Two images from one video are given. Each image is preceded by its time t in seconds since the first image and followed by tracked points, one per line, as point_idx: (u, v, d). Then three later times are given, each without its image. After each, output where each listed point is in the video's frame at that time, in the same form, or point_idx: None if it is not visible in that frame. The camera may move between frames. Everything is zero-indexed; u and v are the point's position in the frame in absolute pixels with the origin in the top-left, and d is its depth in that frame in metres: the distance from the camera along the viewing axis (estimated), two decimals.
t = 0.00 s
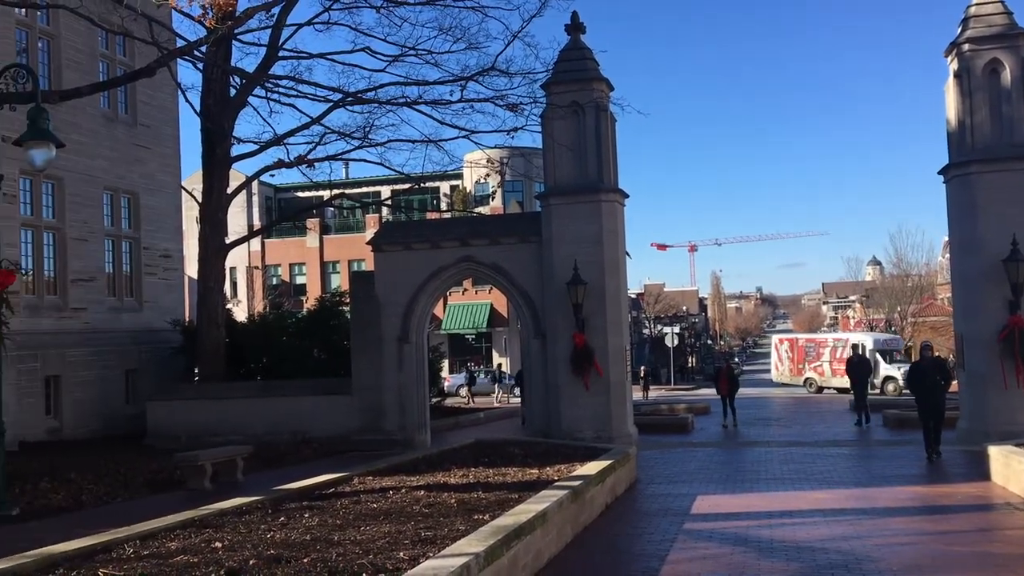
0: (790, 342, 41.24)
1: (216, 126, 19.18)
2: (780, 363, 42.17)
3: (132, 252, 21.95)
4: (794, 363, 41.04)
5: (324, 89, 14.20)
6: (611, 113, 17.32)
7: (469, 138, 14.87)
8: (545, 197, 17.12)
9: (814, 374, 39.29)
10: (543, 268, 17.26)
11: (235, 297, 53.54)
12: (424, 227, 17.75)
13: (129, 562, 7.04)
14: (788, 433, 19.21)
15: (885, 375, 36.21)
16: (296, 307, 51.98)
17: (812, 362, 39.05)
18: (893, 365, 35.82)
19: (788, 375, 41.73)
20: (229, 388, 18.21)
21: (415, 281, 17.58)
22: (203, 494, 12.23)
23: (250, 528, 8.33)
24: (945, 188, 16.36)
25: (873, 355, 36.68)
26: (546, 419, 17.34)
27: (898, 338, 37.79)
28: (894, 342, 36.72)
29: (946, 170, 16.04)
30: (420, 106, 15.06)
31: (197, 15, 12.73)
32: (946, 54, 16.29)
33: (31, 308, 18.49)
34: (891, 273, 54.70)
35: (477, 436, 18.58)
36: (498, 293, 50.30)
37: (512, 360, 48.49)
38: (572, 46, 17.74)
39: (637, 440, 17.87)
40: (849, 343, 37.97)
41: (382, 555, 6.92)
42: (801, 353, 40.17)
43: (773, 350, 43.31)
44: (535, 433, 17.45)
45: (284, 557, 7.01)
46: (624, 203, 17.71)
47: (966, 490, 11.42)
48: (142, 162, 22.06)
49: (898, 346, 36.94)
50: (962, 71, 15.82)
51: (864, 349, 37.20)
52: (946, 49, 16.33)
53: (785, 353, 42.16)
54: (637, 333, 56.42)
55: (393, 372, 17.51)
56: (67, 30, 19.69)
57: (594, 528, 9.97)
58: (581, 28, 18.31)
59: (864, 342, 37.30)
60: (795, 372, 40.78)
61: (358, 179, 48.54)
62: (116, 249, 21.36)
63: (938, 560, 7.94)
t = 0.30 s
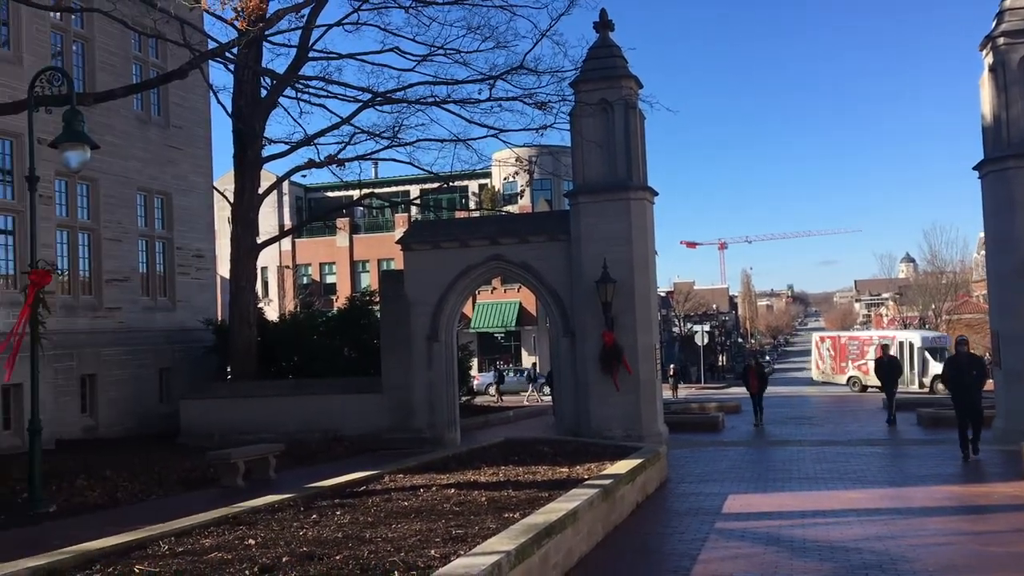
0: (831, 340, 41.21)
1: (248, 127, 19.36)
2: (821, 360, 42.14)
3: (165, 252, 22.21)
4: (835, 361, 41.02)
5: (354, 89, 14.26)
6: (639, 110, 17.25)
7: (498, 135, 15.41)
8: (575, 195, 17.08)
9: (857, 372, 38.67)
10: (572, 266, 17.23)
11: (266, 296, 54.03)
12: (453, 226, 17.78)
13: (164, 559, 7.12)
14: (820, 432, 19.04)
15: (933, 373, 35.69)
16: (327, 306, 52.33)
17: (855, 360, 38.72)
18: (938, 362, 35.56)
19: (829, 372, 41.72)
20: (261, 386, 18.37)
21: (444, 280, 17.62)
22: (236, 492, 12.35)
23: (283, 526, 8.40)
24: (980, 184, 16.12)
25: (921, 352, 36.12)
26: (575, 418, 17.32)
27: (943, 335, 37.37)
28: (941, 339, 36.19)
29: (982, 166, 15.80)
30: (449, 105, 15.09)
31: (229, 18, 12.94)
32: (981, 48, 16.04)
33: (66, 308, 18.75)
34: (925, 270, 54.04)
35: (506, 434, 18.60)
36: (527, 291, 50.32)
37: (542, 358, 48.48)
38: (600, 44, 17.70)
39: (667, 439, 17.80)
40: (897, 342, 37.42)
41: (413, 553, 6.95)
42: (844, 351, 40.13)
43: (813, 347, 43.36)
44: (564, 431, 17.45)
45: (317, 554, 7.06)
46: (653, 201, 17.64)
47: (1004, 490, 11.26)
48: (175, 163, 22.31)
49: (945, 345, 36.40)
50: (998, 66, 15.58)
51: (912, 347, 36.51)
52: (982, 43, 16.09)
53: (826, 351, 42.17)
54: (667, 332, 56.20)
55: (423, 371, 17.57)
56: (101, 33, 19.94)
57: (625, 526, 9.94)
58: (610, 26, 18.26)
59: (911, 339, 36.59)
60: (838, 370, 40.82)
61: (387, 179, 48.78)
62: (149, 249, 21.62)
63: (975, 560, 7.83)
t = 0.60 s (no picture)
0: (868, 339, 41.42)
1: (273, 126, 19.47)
2: (858, 358, 42.34)
3: (192, 252, 22.40)
4: (872, 359, 41.07)
5: (378, 89, 14.30)
6: (664, 107, 17.17)
7: (521, 133, 16.36)
8: (598, 193, 17.04)
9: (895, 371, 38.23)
10: (596, 264, 17.19)
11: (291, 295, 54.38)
12: (477, 224, 17.79)
13: (192, 556, 7.18)
14: (848, 431, 18.87)
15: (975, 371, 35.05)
16: (351, 305, 52.56)
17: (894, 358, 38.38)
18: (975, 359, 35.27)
19: (865, 370, 41.85)
20: (287, 385, 18.48)
21: (468, 279, 17.62)
22: (263, 489, 12.44)
23: (309, 523, 8.44)
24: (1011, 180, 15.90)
25: (963, 351, 35.61)
26: (600, 416, 17.28)
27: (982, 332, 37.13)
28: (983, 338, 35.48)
29: (1012, 162, 15.58)
30: (472, 104, 15.09)
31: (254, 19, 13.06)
32: (1012, 42, 15.82)
33: (96, 307, 18.96)
34: (953, 267, 53.43)
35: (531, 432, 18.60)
36: (551, 289, 50.27)
37: (565, 356, 48.43)
38: (624, 41, 17.64)
39: (693, 438, 17.72)
40: (937, 340, 36.89)
41: (439, 550, 6.96)
42: (880, 349, 40.28)
43: (849, 344, 43.54)
44: (589, 430, 17.41)
45: (343, 552, 7.08)
46: (678, 199, 17.55)
47: None
48: (201, 163, 22.49)
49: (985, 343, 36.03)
50: None
51: (953, 346, 36.03)
52: (1012, 36, 15.86)
53: (862, 349, 42.24)
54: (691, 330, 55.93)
55: (447, 369, 17.59)
56: (128, 34, 20.13)
57: (650, 525, 9.90)
58: (634, 23, 18.19)
59: (954, 337, 36.01)
60: (874, 368, 40.92)
61: (411, 178, 48.93)
62: (176, 248, 21.81)
63: (1007, 560, 7.73)
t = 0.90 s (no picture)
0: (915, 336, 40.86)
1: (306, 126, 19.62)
2: (904, 356, 41.98)
3: (226, 251, 22.64)
4: (920, 357, 40.67)
5: (409, 88, 14.35)
6: (695, 103, 17.09)
7: (552, 131, 14.77)
8: (629, 190, 16.98)
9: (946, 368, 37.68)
10: (627, 261, 17.12)
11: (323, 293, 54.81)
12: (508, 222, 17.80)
13: (228, 552, 7.27)
14: (883, 429, 18.67)
15: None
16: (383, 303, 52.85)
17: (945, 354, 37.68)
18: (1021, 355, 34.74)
19: (912, 367, 41.46)
20: (319, 382, 18.61)
21: (499, 277, 17.63)
22: (297, 485, 12.55)
23: (343, 520, 8.50)
24: None
25: (1017, 346, 34.91)
26: (631, 414, 17.22)
27: None
28: None
29: None
30: (502, 102, 15.09)
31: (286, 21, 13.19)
32: None
33: (132, 306, 19.22)
34: (991, 263, 52.62)
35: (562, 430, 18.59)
36: (582, 287, 50.19)
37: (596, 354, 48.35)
38: (654, 37, 17.57)
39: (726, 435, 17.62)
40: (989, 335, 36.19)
41: (471, 548, 6.98)
42: (928, 347, 39.91)
43: (895, 341, 43.23)
44: (619, 428, 17.35)
45: (377, 548, 7.13)
46: (709, 195, 17.45)
47: None
48: (235, 163, 22.72)
49: None
50: None
51: (1006, 342, 35.47)
52: None
53: (909, 346, 41.87)
54: (723, 327, 55.61)
55: (478, 366, 17.62)
56: (162, 36, 20.38)
57: (683, 524, 9.86)
58: (664, 19, 18.10)
59: (1006, 334, 35.44)
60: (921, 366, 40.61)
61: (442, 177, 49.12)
62: (211, 248, 22.05)
63: None
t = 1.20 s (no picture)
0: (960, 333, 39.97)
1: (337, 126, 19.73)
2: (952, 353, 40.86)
3: (259, 250, 22.84)
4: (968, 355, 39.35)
5: (440, 86, 14.38)
6: (727, 99, 16.99)
7: (582, 127, 14.93)
8: (660, 188, 16.90)
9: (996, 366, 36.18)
10: (658, 259, 17.03)
11: (355, 291, 55.16)
12: (538, 220, 17.79)
13: (263, 548, 7.33)
14: (920, 428, 18.42)
15: None
16: (413, 301, 53.06)
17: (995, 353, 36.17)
18: None
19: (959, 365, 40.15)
20: (351, 380, 18.74)
21: (529, 274, 17.63)
22: (330, 483, 12.64)
23: (376, 517, 8.55)
24: None
25: None
26: (663, 411, 17.15)
27: None
28: None
29: None
30: (532, 100, 15.09)
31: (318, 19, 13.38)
32: None
33: (167, 304, 19.46)
34: None
35: (594, 428, 18.56)
36: (613, 285, 50.02)
37: (627, 352, 48.16)
38: (686, 33, 17.48)
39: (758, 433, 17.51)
40: None
41: (503, 545, 6.99)
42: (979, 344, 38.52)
43: (942, 338, 42.06)
44: (652, 425, 17.30)
45: (409, 545, 7.16)
46: (741, 192, 17.33)
47: None
48: (267, 163, 22.92)
49: None
50: None
51: None
52: None
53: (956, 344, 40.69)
54: (755, 325, 55.21)
55: (509, 364, 17.63)
56: (196, 37, 20.59)
57: (715, 522, 9.81)
58: (695, 15, 17.99)
59: None
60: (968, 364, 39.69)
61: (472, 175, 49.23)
62: (244, 247, 22.25)
63: None
